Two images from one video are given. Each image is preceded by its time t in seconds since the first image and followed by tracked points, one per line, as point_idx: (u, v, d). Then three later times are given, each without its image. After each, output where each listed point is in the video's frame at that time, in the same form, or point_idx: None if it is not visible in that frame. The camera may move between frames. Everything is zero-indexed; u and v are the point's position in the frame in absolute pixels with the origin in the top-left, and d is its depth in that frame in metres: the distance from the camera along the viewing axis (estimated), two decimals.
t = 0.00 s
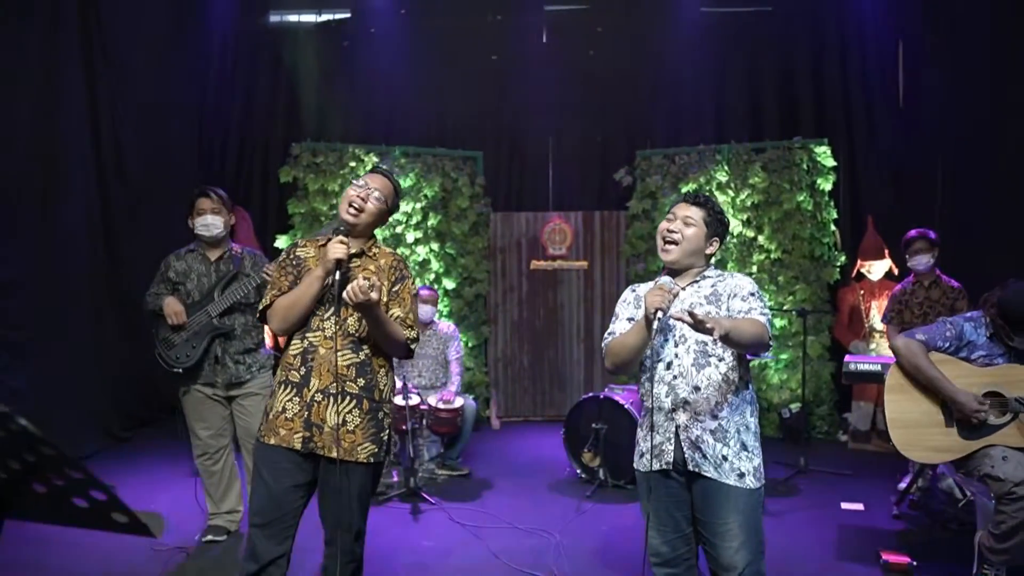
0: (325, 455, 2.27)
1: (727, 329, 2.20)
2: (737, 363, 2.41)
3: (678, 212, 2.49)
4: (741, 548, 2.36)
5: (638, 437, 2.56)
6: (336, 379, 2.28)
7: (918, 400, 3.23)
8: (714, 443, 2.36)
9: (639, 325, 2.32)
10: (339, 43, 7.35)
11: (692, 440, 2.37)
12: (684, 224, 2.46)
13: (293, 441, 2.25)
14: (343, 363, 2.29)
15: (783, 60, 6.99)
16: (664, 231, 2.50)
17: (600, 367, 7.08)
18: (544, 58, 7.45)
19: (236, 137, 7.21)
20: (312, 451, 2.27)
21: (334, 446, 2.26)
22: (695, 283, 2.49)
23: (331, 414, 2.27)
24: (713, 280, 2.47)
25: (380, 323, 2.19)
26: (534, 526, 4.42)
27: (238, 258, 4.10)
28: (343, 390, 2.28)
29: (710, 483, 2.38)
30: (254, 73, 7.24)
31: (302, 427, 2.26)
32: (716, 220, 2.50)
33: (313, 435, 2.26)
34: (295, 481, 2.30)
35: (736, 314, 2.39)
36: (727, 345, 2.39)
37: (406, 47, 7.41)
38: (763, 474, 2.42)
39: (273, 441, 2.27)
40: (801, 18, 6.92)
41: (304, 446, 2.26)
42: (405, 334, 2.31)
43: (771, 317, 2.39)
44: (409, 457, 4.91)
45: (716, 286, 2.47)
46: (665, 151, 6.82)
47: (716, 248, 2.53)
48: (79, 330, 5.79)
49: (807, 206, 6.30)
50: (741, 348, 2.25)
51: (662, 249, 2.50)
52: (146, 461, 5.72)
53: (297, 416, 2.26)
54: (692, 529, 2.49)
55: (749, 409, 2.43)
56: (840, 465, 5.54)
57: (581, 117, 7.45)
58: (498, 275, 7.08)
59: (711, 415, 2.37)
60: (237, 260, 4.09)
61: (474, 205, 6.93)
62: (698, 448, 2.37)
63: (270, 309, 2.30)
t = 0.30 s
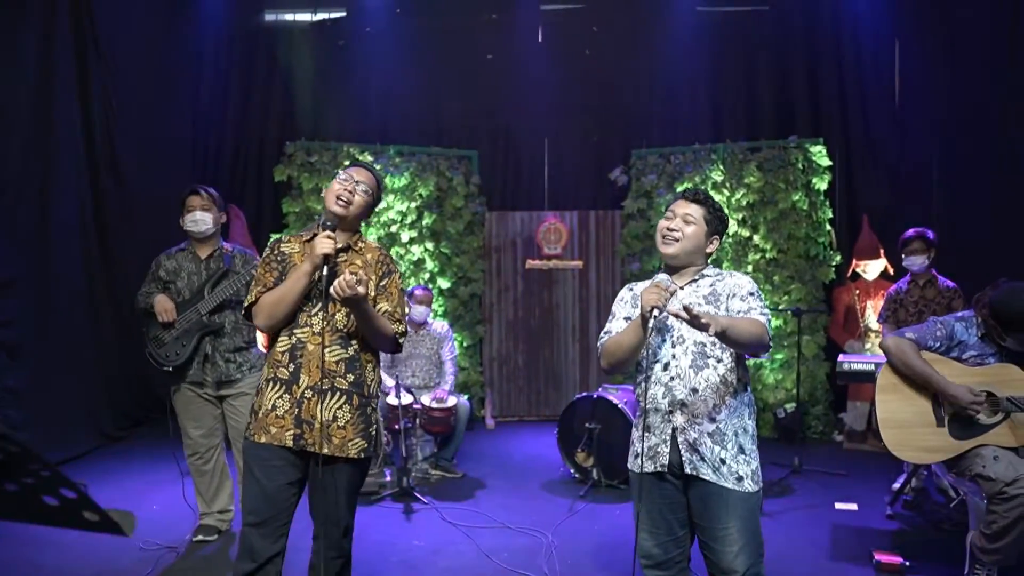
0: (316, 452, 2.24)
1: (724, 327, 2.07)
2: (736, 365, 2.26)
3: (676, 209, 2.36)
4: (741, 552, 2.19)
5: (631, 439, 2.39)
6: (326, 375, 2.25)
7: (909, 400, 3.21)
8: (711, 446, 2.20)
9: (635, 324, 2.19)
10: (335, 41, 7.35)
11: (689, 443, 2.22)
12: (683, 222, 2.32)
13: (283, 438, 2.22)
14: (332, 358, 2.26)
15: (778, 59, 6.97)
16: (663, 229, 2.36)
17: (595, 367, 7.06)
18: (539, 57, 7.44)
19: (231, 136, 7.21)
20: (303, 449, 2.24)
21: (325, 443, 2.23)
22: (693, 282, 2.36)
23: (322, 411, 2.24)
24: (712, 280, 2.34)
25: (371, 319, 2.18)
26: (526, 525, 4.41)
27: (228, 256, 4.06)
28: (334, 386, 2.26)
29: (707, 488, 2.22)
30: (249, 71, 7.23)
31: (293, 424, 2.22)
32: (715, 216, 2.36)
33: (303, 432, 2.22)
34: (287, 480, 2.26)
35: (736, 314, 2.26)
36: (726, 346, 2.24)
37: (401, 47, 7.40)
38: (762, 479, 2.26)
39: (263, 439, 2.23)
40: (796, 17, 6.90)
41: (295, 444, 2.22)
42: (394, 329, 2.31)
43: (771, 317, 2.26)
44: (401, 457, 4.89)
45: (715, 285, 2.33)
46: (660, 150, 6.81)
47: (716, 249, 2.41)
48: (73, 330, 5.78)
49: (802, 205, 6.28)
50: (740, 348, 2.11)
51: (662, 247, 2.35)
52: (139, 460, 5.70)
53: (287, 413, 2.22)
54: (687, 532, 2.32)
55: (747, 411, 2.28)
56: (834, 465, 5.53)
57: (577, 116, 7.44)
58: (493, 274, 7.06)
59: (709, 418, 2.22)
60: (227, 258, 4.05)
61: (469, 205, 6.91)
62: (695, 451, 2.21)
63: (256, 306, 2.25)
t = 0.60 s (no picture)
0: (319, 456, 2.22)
1: (739, 338, 1.96)
2: (752, 371, 2.13)
3: (685, 206, 2.16)
4: (747, 563, 2.08)
5: (642, 442, 2.28)
6: (324, 380, 2.24)
7: (905, 400, 3.21)
8: (722, 454, 2.08)
9: (646, 324, 2.08)
10: (333, 41, 7.36)
11: (699, 451, 2.10)
12: (699, 219, 2.13)
13: (286, 444, 2.19)
14: (330, 362, 2.25)
15: (776, 60, 6.98)
16: (677, 231, 2.16)
17: (593, 367, 7.06)
18: (537, 57, 7.45)
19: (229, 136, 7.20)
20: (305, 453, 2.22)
21: (327, 446, 2.21)
22: (708, 282, 2.19)
23: (323, 414, 2.22)
24: (728, 280, 2.18)
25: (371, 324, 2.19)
26: (524, 525, 4.41)
27: (225, 255, 4.07)
28: (333, 390, 2.25)
29: (716, 495, 2.11)
30: (246, 71, 7.23)
31: (295, 430, 2.20)
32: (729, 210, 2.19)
33: (305, 437, 2.20)
34: (292, 484, 2.24)
35: (754, 322, 2.11)
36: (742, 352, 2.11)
37: (399, 47, 7.42)
38: (773, 488, 2.13)
39: (265, 446, 2.19)
40: (793, 17, 6.91)
41: (298, 449, 2.20)
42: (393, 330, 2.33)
43: (791, 327, 2.11)
44: (399, 457, 4.87)
45: (731, 286, 2.17)
46: (658, 150, 6.82)
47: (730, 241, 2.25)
48: (72, 329, 5.78)
49: (800, 205, 6.27)
50: (758, 359, 2.00)
51: (679, 248, 2.17)
52: (137, 460, 5.69)
53: (289, 419, 2.20)
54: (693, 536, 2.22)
55: (763, 420, 2.15)
56: (834, 465, 5.52)
57: (575, 116, 7.44)
58: (491, 274, 7.06)
59: (721, 425, 2.10)
60: (224, 258, 4.06)
61: (467, 204, 6.91)
62: (705, 460, 2.09)
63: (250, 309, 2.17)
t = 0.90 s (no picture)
0: (316, 459, 2.20)
1: (765, 350, 1.91)
2: (777, 379, 2.07)
3: (707, 204, 2.12)
4: None
5: (660, 445, 2.26)
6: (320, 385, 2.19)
7: (907, 398, 3.18)
8: (741, 464, 2.05)
9: (667, 330, 2.04)
10: (328, 38, 7.32)
11: (716, 461, 2.07)
12: (723, 219, 2.09)
13: (280, 451, 2.15)
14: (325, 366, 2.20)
15: (773, 58, 6.96)
16: (701, 232, 2.12)
17: (590, 366, 7.03)
18: (534, 55, 7.41)
19: (224, 133, 7.17)
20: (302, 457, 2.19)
21: (324, 449, 2.19)
22: (732, 283, 2.15)
23: (319, 419, 2.18)
24: (754, 281, 2.12)
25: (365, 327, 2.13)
26: (520, 525, 4.38)
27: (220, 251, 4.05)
28: (329, 395, 2.20)
29: (732, 506, 2.08)
30: (241, 68, 7.19)
31: (290, 436, 2.16)
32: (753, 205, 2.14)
33: (302, 443, 2.17)
34: (284, 486, 2.21)
35: (781, 327, 2.07)
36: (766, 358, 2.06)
37: (395, 44, 7.38)
38: (793, 499, 2.10)
39: (256, 451, 2.15)
40: (791, 16, 6.89)
41: (294, 455, 2.17)
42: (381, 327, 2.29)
43: (820, 334, 2.05)
44: (395, 456, 4.85)
45: (757, 288, 2.12)
46: (655, 148, 6.80)
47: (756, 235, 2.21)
48: (65, 328, 5.73)
49: (798, 204, 6.26)
50: (784, 370, 1.96)
51: (703, 250, 2.13)
52: (131, 460, 5.65)
53: (284, 426, 2.16)
54: (704, 543, 2.19)
55: (788, 429, 2.09)
56: (831, 464, 5.51)
57: (572, 114, 7.40)
58: (488, 272, 7.03)
59: (742, 434, 2.06)
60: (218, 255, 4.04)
61: (463, 203, 6.88)
62: (721, 470, 2.06)
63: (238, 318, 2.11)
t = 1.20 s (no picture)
0: (291, 463, 2.14)
1: (776, 355, 1.88)
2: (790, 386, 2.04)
3: (723, 202, 2.11)
4: None
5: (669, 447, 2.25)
6: (291, 385, 2.14)
7: (899, 396, 3.17)
8: (748, 473, 2.03)
9: (681, 330, 2.02)
10: (314, 35, 7.24)
11: (723, 469, 2.05)
12: (740, 216, 2.07)
13: (252, 456, 2.09)
14: (294, 366, 2.13)
15: (761, 58, 6.96)
16: (717, 230, 2.11)
17: (577, 366, 7.01)
18: (521, 53, 7.37)
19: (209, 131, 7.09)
20: (276, 461, 2.12)
21: (300, 452, 2.13)
22: (748, 285, 2.11)
23: (291, 421, 2.13)
24: (771, 283, 2.09)
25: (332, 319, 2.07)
26: (507, 525, 4.35)
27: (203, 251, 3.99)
28: (301, 395, 2.15)
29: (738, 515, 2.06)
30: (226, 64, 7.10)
31: (262, 440, 2.10)
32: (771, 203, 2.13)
33: (275, 446, 2.11)
34: (260, 491, 2.14)
35: (796, 333, 2.04)
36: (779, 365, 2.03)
37: (382, 41, 7.29)
38: (802, 508, 2.07)
39: (228, 458, 2.08)
40: (778, 15, 6.89)
41: (267, 459, 2.10)
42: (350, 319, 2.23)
43: (837, 343, 2.02)
44: (382, 457, 4.79)
45: (773, 290, 2.08)
46: (643, 147, 6.78)
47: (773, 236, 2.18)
48: (46, 327, 5.64)
49: (785, 203, 6.26)
50: (796, 377, 1.93)
51: (718, 249, 2.11)
52: (113, 461, 5.57)
53: (255, 430, 2.09)
54: (701, 549, 2.15)
55: (800, 437, 2.06)
56: (819, 463, 5.50)
57: (560, 112, 7.35)
58: (475, 271, 6.99)
59: (751, 443, 2.04)
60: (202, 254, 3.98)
61: (451, 201, 6.83)
62: (728, 478, 2.04)
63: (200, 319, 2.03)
